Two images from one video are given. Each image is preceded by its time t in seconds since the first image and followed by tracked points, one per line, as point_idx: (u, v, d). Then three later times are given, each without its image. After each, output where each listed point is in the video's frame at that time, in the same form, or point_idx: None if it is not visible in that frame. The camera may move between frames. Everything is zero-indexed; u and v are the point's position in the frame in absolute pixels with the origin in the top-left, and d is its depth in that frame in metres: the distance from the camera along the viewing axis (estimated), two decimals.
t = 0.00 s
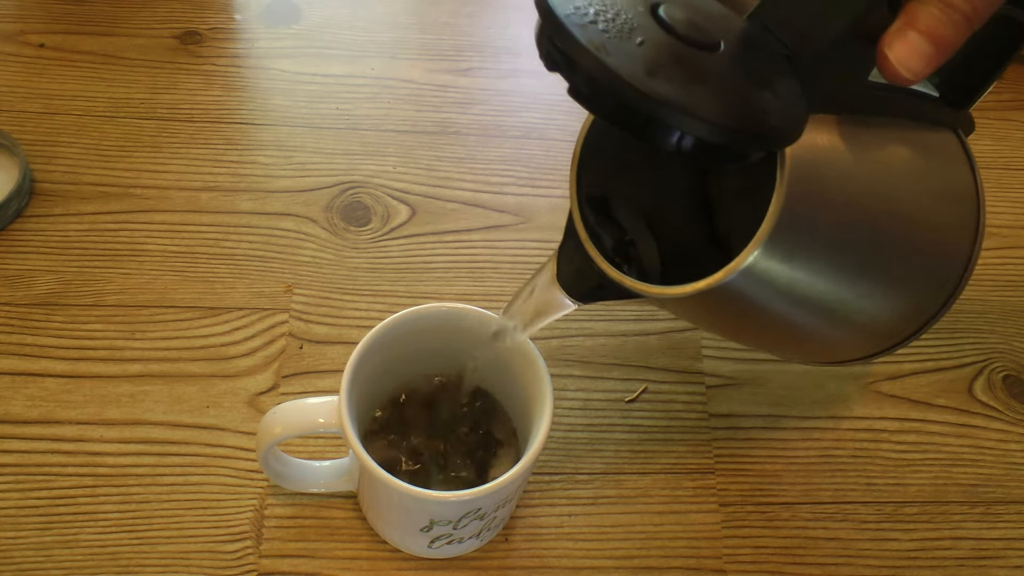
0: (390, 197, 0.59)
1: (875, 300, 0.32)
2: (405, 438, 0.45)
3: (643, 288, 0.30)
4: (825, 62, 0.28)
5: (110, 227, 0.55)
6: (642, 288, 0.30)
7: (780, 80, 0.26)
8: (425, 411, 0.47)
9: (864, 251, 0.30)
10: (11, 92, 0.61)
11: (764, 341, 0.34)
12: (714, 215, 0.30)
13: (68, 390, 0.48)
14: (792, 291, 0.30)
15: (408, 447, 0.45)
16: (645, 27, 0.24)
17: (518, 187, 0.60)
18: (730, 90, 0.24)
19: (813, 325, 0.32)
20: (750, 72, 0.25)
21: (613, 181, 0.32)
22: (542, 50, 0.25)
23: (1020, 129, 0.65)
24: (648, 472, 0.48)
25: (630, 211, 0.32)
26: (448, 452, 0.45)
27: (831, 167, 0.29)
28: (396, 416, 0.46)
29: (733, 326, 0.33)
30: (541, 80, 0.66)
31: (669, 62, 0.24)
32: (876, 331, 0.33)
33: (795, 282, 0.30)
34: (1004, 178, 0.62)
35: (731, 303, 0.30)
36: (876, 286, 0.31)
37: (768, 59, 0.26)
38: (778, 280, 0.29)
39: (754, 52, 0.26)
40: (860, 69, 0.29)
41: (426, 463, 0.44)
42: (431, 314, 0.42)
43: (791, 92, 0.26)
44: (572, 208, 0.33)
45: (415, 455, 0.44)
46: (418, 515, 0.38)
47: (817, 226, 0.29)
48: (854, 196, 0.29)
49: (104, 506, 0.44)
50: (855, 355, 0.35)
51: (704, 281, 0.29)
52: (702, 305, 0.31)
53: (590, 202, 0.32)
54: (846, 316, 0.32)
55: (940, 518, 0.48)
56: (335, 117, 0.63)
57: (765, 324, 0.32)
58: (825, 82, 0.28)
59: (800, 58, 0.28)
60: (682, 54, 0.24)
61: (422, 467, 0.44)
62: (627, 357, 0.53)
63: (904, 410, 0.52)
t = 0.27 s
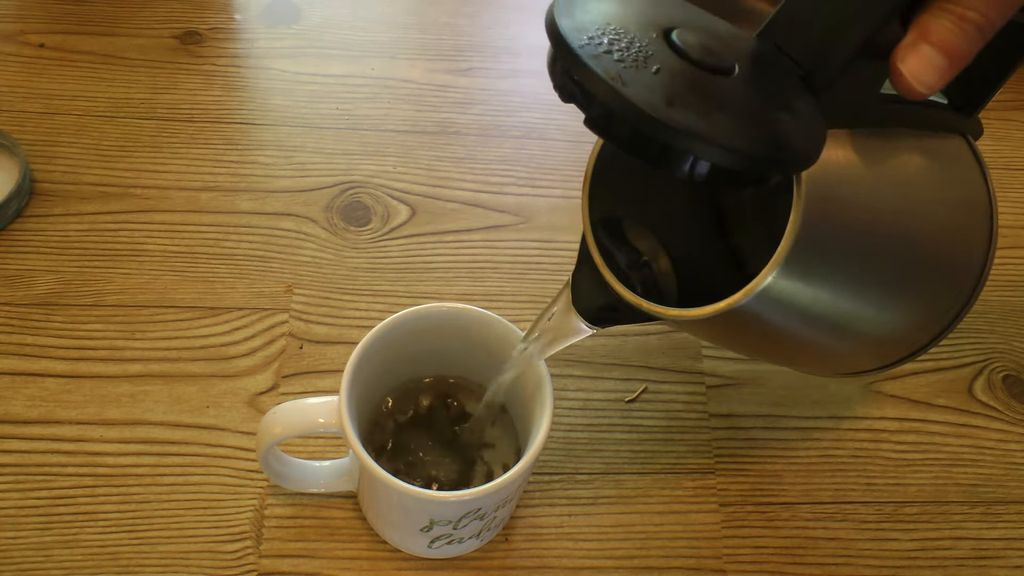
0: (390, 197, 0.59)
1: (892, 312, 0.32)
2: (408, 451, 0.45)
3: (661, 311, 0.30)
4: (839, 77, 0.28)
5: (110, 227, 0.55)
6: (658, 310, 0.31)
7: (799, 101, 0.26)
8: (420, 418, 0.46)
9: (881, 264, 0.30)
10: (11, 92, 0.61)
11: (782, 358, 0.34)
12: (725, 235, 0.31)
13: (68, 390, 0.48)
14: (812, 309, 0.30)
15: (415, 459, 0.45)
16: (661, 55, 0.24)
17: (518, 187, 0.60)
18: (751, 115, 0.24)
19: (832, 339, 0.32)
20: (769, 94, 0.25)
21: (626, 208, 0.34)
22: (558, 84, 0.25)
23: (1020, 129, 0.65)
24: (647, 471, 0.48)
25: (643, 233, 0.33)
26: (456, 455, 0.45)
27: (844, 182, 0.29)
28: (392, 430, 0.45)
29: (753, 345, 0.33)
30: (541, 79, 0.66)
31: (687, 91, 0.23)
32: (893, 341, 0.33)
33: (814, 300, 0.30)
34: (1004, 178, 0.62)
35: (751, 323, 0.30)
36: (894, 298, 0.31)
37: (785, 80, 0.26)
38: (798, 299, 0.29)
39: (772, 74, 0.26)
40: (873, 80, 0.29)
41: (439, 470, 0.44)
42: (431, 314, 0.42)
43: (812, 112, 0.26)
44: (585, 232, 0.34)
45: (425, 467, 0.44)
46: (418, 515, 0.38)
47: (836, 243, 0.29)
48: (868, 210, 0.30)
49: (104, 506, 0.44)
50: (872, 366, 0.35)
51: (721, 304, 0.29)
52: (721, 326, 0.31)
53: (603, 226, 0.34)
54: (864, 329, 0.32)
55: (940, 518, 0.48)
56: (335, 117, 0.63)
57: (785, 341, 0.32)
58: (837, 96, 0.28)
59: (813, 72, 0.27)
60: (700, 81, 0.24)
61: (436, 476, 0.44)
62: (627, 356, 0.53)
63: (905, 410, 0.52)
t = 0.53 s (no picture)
0: (390, 197, 0.59)
1: (862, 302, 0.32)
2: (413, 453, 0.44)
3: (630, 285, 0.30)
4: (815, 66, 0.28)
5: (110, 227, 0.55)
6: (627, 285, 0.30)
7: (767, 82, 0.26)
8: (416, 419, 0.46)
9: (850, 251, 0.30)
10: (12, 92, 0.61)
11: (751, 343, 0.34)
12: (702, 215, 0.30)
13: (68, 390, 0.48)
14: (777, 290, 0.30)
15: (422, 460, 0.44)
16: (629, 27, 0.24)
17: (518, 187, 0.60)
18: (716, 90, 0.24)
19: (799, 325, 0.32)
20: (736, 73, 0.25)
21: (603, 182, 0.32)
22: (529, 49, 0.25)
23: (1020, 129, 0.65)
24: (648, 472, 0.48)
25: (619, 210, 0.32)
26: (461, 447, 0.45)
27: (817, 167, 0.29)
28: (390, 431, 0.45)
29: (720, 326, 0.33)
30: (541, 79, 0.66)
31: (653, 62, 0.23)
32: (864, 332, 0.33)
33: (780, 280, 0.30)
34: (1004, 179, 0.62)
35: (718, 302, 0.30)
36: (863, 288, 0.31)
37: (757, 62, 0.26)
38: (764, 279, 0.30)
39: (742, 53, 0.26)
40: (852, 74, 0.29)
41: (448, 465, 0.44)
42: (432, 315, 0.42)
43: (779, 94, 0.26)
44: (559, 206, 0.32)
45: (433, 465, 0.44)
46: (418, 515, 0.38)
47: (803, 224, 0.29)
48: (840, 196, 0.30)
49: (104, 505, 0.44)
50: (844, 357, 0.35)
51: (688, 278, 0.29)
52: (687, 303, 0.31)
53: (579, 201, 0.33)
54: (834, 317, 0.32)
55: (940, 518, 0.48)
56: (335, 117, 0.63)
57: (751, 324, 0.32)
58: (814, 87, 0.29)
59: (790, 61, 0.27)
60: (666, 53, 0.24)
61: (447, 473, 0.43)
62: (627, 356, 0.53)
63: (904, 410, 0.52)
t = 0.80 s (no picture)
0: (390, 197, 0.59)
1: (859, 297, 0.32)
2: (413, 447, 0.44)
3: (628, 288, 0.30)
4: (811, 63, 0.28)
5: (110, 227, 0.55)
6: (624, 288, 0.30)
7: (766, 81, 0.26)
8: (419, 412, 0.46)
9: (847, 247, 0.30)
10: (12, 92, 0.61)
11: (749, 340, 0.34)
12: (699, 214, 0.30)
13: (68, 390, 0.48)
14: (775, 288, 0.30)
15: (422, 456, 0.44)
16: (627, 29, 0.24)
17: (518, 187, 0.60)
18: (713, 91, 0.24)
19: (797, 322, 0.32)
20: (734, 72, 0.25)
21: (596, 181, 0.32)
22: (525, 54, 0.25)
23: (1020, 129, 0.65)
24: (648, 472, 0.48)
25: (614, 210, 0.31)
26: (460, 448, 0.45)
27: (814, 164, 0.29)
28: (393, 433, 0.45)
29: (718, 324, 0.33)
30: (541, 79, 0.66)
31: (651, 64, 0.24)
32: (861, 328, 0.33)
33: (777, 278, 0.30)
34: (1004, 178, 0.62)
35: (715, 300, 0.30)
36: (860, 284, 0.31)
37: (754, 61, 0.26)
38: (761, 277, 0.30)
39: (740, 52, 0.26)
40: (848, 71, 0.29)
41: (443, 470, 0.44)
42: (432, 314, 0.42)
43: (777, 93, 0.26)
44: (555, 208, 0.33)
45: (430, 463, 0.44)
46: (418, 515, 0.38)
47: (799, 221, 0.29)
48: (838, 192, 0.30)
49: (104, 505, 0.44)
50: (842, 354, 0.35)
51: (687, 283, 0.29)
52: (687, 304, 0.31)
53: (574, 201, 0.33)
54: (830, 314, 0.32)
55: (940, 518, 0.48)
56: (335, 117, 0.63)
57: (748, 321, 0.32)
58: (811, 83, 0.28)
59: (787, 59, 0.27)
60: (664, 55, 0.24)
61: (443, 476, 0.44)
62: (627, 357, 0.53)
63: (905, 410, 0.52)
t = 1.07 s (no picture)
0: (390, 197, 0.59)
1: (885, 321, 0.31)
2: (408, 446, 0.44)
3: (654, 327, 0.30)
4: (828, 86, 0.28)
5: (110, 227, 0.55)
6: (650, 326, 0.30)
7: (791, 114, 0.26)
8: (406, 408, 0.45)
9: (874, 272, 0.30)
10: (11, 92, 0.61)
11: (776, 369, 0.34)
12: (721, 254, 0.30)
13: (68, 390, 0.48)
14: (805, 320, 0.30)
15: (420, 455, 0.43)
16: (651, 73, 0.24)
17: (519, 187, 0.60)
18: (742, 132, 0.24)
19: (824, 350, 0.32)
20: (760, 110, 0.25)
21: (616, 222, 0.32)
22: (546, 99, 0.25)
23: (1020, 129, 0.65)
24: (647, 472, 0.48)
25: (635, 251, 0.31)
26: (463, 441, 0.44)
27: (840, 193, 0.28)
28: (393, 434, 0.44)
29: (746, 357, 0.32)
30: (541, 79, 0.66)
31: (678, 110, 0.23)
32: (887, 351, 0.33)
33: (807, 310, 0.29)
34: (1004, 178, 0.62)
35: (746, 337, 0.30)
36: (886, 308, 0.31)
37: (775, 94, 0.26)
38: (792, 311, 0.29)
39: (762, 88, 0.26)
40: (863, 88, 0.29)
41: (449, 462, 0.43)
42: (432, 314, 0.42)
43: (803, 125, 0.26)
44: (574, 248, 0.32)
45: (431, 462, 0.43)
46: (418, 515, 0.38)
47: (829, 251, 0.28)
48: (863, 219, 0.29)
49: (104, 506, 0.44)
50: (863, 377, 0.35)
51: (716, 319, 0.29)
52: (712, 341, 0.30)
53: (594, 242, 0.32)
54: (858, 340, 0.32)
55: (940, 518, 0.48)
56: (335, 117, 0.63)
57: (777, 353, 0.32)
58: (828, 105, 0.28)
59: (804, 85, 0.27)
60: (689, 98, 0.24)
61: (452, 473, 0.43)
62: (627, 356, 0.53)
63: (905, 410, 0.52)
